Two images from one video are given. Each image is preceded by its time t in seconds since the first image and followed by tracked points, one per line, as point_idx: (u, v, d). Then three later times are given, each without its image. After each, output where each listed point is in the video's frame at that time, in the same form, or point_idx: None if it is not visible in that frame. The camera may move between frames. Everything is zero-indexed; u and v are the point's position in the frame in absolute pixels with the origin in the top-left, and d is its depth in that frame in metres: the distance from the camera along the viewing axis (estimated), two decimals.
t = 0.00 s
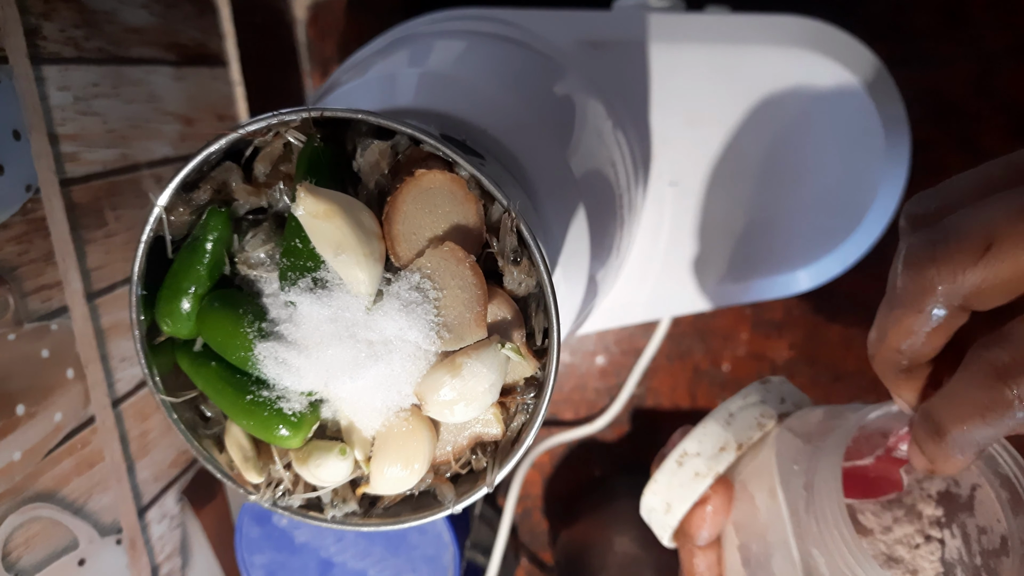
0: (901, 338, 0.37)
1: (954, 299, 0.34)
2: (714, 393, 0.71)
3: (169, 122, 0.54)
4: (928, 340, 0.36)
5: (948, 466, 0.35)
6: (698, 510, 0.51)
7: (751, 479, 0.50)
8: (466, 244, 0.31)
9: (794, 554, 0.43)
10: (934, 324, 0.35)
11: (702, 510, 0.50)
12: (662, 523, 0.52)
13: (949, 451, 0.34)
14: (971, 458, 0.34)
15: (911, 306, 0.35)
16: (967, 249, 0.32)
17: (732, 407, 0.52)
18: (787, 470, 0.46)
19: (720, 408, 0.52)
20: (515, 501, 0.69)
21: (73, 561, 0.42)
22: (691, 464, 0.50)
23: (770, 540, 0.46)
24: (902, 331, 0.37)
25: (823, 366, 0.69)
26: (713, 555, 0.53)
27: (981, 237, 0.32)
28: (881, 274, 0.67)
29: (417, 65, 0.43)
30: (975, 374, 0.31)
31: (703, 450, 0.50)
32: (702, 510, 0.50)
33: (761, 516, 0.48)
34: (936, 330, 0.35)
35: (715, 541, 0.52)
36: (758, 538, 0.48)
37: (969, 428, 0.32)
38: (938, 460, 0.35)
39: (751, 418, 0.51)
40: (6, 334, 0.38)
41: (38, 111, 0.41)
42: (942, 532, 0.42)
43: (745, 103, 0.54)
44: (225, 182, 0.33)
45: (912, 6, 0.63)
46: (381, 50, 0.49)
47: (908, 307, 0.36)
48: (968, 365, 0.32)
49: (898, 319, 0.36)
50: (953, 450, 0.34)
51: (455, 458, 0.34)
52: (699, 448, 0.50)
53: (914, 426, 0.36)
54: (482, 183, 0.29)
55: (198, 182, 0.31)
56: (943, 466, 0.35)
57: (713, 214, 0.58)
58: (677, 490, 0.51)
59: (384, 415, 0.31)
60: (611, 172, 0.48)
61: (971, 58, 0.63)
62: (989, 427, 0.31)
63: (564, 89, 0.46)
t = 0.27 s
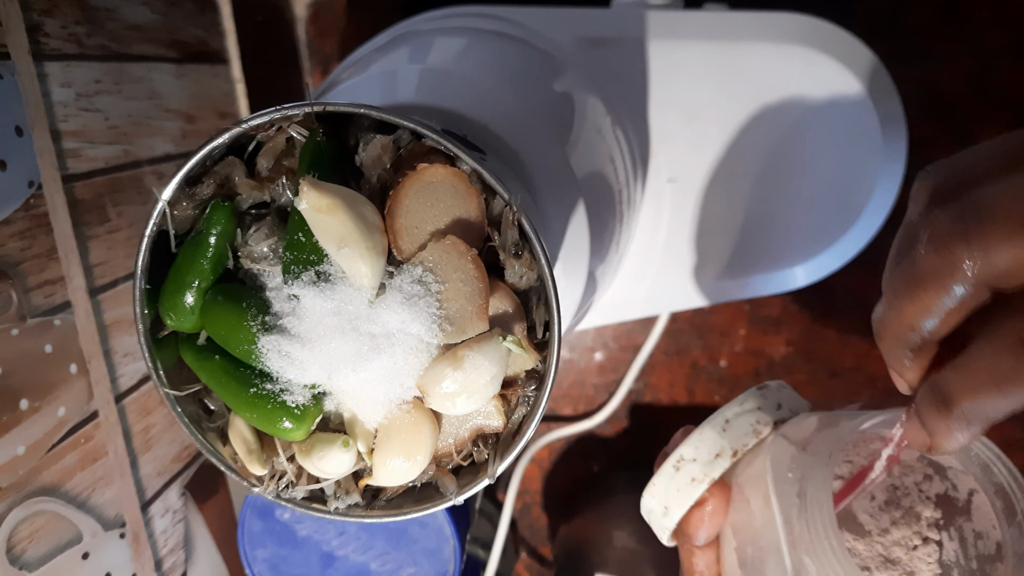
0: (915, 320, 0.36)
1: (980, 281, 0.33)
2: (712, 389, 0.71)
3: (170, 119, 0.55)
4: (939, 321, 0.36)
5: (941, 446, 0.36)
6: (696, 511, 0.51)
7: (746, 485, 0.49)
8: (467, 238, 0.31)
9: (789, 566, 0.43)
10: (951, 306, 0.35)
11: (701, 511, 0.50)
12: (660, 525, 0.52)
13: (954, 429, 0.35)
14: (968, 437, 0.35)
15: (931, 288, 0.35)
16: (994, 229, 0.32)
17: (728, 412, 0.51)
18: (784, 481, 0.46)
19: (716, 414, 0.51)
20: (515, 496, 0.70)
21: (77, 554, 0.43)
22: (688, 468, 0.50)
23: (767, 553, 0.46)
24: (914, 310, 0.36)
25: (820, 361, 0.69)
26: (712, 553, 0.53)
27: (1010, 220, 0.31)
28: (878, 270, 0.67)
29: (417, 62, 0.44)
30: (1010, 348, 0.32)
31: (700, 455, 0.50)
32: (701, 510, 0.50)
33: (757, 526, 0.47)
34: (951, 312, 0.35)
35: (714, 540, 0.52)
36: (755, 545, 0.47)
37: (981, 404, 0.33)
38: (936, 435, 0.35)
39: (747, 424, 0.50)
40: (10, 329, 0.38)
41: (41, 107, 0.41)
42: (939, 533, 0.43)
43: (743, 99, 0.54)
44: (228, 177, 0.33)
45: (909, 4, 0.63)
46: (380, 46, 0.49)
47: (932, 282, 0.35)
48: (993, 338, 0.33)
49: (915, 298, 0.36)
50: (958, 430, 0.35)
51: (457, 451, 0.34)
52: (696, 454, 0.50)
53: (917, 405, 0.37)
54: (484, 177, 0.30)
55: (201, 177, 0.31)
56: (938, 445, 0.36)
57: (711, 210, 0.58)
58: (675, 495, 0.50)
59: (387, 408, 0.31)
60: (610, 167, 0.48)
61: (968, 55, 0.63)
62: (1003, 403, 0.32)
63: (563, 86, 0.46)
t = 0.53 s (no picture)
0: (948, 386, 0.34)
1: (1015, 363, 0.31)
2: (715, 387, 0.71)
3: (170, 116, 0.54)
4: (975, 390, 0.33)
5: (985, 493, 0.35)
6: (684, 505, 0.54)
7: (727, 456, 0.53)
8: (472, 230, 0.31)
9: (786, 496, 0.45)
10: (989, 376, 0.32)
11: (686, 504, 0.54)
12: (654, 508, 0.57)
13: (987, 482, 0.34)
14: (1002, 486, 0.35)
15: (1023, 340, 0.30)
16: None
17: (703, 384, 0.58)
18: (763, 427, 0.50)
19: (693, 387, 0.59)
20: (518, 496, 0.69)
21: (78, 554, 0.42)
22: (672, 441, 0.56)
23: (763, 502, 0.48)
24: (954, 375, 0.33)
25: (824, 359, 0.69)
26: (706, 552, 0.55)
27: None
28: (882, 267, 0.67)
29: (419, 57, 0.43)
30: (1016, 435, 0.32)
31: (681, 425, 0.57)
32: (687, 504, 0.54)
33: (749, 484, 0.50)
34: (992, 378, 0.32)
35: (704, 539, 0.55)
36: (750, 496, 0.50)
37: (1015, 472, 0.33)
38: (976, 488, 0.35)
39: (722, 391, 0.57)
40: (10, 326, 0.38)
41: (41, 103, 0.41)
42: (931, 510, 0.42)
43: (748, 95, 0.54)
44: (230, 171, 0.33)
45: None
46: (381, 43, 0.49)
47: (957, 369, 0.33)
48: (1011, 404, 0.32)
49: (957, 359, 0.33)
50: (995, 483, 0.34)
51: (462, 447, 0.34)
52: (677, 424, 0.57)
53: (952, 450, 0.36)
54: (489, 169, 0.29)
55: (203, 171, 0.31)
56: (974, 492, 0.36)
57: (716, 206, 0.57)
58: (661, 471, 0.56)
59: (391, 404, 0.31)
60: (614, 163, 0.48)
61: (972, 50, 0.63)
62: None
63: (566, 82, 0.46)
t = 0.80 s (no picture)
0: (918, 343, 0.37)
1: (946, 283, 0.35)
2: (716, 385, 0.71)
3: (170, 113, 0.54)
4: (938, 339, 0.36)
5: (959, 456, 0.36)
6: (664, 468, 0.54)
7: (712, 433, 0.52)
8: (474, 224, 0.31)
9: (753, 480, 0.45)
10: (935, 319, 0.36)
11: (667, 467, 0.54)
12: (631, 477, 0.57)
13: (967, 438, 0.35)
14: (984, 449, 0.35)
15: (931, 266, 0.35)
16: (981, 223, 0.33)
17: (686, 357, 0.56)
18: (742, 405, 0.49)
19: (676, 359, 0.56)
20: (519, 494, 0.69)
21: (79, 552, 0.42)
22: (650, 413, 0.55)
23: (733, 479, 0.48)
24: (918, 331, 0.37)
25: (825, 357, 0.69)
26: (686, 514, 0.56)
27: (955, 224, 0.34)
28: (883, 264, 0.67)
29: (419, 54, 0.43)
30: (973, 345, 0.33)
31: (660, 399, 0.55)
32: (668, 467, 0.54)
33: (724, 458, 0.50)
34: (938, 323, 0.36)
35: (685, 501, 0.56)
36: (723, 476, 0.50)
37: (970, 407, 0.33)
38: (953, 451, 0.36)
39: (705, 365, 0.55)
40: (10, 323, 0.38)
41: (40, 100, 0.40)
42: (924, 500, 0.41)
43: (747, 94, 0.54)
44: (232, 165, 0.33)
45: None
46: (381, 40, 0.48)
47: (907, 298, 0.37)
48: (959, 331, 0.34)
49: (908, 311, 0.37)
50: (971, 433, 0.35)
51: (465, 443, 0.34)
52: (656, 398, 0.55)
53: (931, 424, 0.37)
54: (493, 163, 0.29)
55: (205, 165, 0.31)
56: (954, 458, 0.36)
57: (715, 204, 0.57)
58: (638, 440, 0.55)
59: (395, 400, 0.31)
60: (616, 159, 0.47)
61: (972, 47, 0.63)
62: (990, 399, 0.32)
63: (567, 78, 0.46)
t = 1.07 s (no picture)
0: (904, 255, 0.38)
1: (940, 185, 0.36)
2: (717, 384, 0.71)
3: (171, 111, 0.54)
4: (927, 254, 0.37)
5: (943, 388, 0.34)
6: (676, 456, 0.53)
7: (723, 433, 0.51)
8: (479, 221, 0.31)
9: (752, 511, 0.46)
10: (925, 229, 0.37)
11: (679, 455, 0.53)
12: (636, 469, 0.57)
13: (951, 360, 0.33)
14: (969, 378, 0.34)
15: (919, 168, 0.36)
16: (978, 118, 0.33)
17: (704, 361, 0.54)
18: (755, 428, 0.48)
19: (693, 363, 0.55)
20: (520, 494, 0.69)
21: (80, 551, 0.42)
22: (660, 416, 0.54)
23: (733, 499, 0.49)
24: (910, 244, 0.37)
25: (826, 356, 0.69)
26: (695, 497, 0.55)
27: (954, 113, 0.34)
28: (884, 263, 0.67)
29: (420, 51, 0.43)
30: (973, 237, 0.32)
31: (671, 404, 0.54)
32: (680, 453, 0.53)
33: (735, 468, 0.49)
34: (927, 236, 0.37)
35: (695, 483, 0.55)
36: (727, 488, 0.50)
37: (964, 313, 0.32)
38: (936, 381, 0.34)
39: (722, 375, 0.53)
40: (11, 322, 0.38)
41: (42, 97, 0.40)
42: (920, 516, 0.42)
43: (749, 93, 0.54)
44: (234, 162, 0.32)
45: None
46: (381, 38, 0.48)
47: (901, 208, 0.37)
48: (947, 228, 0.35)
49: (897, 222, 0.38)
50: (956, 353, 0.33)
51: (469, 440, 0.34)
52: (667, 403, 0.54)
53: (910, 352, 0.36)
54: (497, 159, 0.29)
55: (208, 161, 0.31)
56: (937, 396, 0.35)
57: (716, 201, 0.57)
58: (649, 442, 0.54)
59: (399, 397, 0.31)
60: (619, 157, 0.47)
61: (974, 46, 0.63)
62: (981, 303, 0.32)
63: (569, 77, 0.45)
